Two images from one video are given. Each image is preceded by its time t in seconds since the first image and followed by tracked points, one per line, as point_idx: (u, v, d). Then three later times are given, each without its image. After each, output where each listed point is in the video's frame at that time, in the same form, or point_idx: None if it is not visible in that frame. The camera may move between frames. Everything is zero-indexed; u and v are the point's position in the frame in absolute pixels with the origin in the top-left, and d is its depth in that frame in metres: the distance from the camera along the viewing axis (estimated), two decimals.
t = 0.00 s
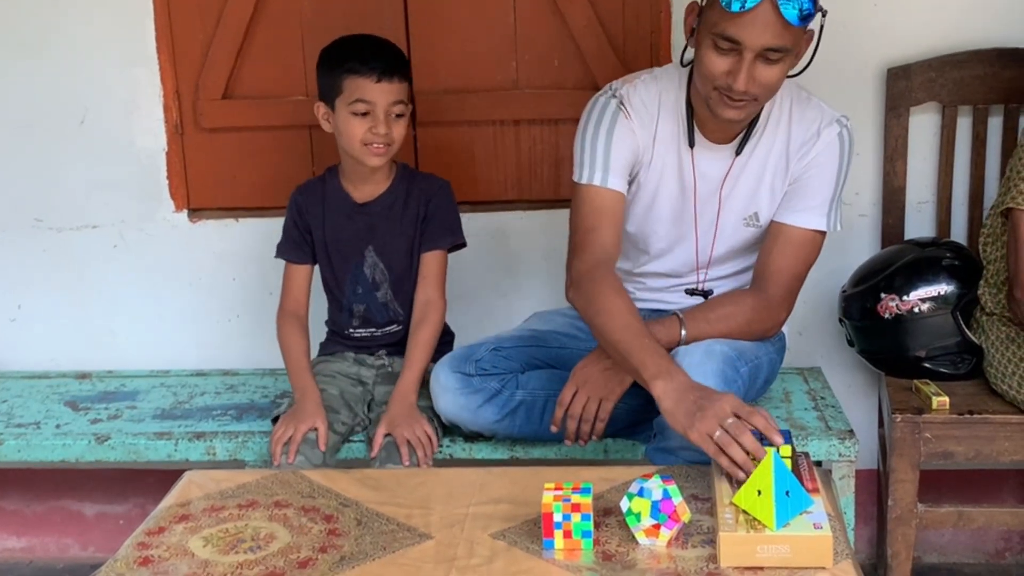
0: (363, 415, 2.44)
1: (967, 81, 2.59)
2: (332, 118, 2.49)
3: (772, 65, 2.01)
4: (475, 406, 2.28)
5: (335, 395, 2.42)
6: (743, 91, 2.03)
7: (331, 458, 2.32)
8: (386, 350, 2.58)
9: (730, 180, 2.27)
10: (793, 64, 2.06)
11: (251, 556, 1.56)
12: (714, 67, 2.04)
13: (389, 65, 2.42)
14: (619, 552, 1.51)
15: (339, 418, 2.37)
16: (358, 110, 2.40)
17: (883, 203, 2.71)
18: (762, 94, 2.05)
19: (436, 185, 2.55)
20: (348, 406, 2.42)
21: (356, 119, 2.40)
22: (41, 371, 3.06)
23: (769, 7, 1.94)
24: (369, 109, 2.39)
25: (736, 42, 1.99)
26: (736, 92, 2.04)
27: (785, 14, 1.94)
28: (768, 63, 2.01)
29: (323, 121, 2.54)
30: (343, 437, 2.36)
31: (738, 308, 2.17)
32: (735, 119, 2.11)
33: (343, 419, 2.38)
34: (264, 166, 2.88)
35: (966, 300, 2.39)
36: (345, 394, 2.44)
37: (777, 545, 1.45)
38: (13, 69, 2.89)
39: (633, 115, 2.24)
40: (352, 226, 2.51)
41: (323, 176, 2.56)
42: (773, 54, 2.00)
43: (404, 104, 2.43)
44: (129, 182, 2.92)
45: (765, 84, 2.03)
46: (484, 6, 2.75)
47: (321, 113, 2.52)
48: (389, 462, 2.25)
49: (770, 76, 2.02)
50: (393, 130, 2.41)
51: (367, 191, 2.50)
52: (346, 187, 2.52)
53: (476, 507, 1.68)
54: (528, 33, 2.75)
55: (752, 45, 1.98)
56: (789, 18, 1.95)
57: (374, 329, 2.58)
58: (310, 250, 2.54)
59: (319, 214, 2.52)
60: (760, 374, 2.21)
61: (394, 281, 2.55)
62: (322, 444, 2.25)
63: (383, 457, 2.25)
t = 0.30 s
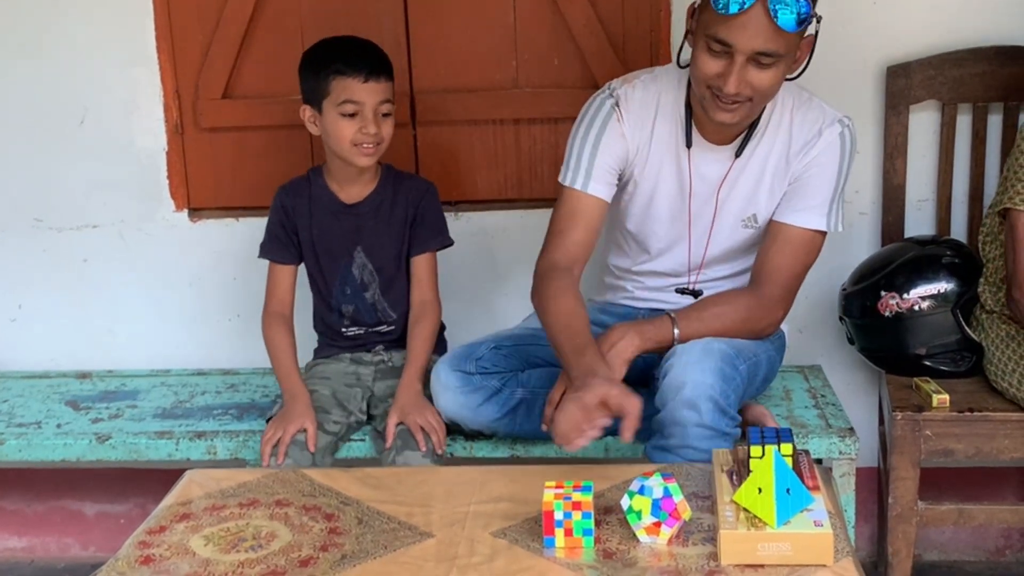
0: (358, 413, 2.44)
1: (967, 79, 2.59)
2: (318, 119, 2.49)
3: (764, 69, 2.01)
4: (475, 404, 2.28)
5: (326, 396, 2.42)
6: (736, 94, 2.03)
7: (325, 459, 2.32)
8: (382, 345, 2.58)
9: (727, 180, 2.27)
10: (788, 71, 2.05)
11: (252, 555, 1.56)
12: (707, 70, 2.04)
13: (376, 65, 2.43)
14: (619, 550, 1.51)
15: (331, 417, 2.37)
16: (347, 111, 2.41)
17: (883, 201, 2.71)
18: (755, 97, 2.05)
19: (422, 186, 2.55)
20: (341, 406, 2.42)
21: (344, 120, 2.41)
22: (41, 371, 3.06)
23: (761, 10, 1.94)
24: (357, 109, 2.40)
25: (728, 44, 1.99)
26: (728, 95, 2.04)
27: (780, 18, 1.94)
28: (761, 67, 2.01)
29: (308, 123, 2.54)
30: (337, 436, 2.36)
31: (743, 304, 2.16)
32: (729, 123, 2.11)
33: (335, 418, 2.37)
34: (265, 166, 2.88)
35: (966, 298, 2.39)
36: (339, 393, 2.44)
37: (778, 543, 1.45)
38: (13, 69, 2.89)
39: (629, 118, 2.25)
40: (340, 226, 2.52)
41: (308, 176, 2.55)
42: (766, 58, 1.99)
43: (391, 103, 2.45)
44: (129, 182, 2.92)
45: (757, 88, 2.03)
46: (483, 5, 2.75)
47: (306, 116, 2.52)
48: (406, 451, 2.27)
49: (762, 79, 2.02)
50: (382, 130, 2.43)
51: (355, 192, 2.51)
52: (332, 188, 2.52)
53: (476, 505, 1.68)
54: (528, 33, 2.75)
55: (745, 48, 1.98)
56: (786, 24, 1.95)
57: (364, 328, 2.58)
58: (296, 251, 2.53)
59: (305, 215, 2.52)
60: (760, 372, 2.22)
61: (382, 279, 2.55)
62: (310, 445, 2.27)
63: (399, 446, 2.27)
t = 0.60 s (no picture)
0: (354, 411, 2.44)
1: (969, 78, 2.59)
2: (317, 118, 2.49)
3: (747, 70, 1.99)
4: (478, 403, 2.29)
5: (322, 395, 2.43)
6: (720, 96, 2.02)
7: (323, 456, 2.33)
8: (384, 344, 2.59)
9: (725, 182, 2.26)
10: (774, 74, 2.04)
11: (255, 552, 1.56)
12: (691, 72, 2.04)
13: (373, 61, 2.44)
14: (622, 548, 1.52)
15: (325, 416, 2.38)
16: (346, 107, 2.41)
17: (886, 200, 2.71)
18: (740, 100, 2.04)
19: (424, 184, 2.55)
20: (337, 404, 2.43)
21: (343, 117, 2.42)
22: (44, 369, 3.07)
23: (744, 11, 1.93)
24: (355, 106, 2.41)
25: (710, 45, 1.98)
26: (711, 97, 2.02)
27: (764, 19, 1.94)
28: (744, 69, 2.00)
29: (308, 123, 2.55)
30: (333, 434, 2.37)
31: (745, 303, 2.16)
32: (716, 126, 2.11)
33: (330, 416, 2.39)
34: (268, 164, 2.89)
35: (969, 297, 2.38)
36: (336, 392, 2.45)
37: (781, 542, 1.45)
38: (16, 68, 2.89)
39: (624, 128, 2.25)
40: (340, 225, 2.52)
41: (308, 173, 2.55)
42: (749, 60, 1.98)
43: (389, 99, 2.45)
44: (132, 180, 2.93)
45: (742, 91, 2.02)
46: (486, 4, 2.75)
47: (306, 115, 2.53)
48: (407, 453, 2.27)
49: (745, 81, 2.01)
50: (381, 126, 2.43)
51: (355, 190, 2.51)
52: (333, 186, 2.53)
53: (479, 504, 1.68)
54: (530, 32, 2.75)
55: (727, 48, 1.96)
56: (770, 26, 1.95)
57: (367, 326, 2.58)
58: (295, 248, 2.54)
59: (305, 214, 2.52)
60: (763, 370, 2.22)
61: (383, 277, 2.54)
62: (305, 445, 2.28)
63: (399, 447, 2.27)
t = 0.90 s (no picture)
0: (355, 408, 2.46)
1: (974, 78, 2.59)
2: (331, 116, 2.50)
3: (706, 60, 2.02)
4: (481, 402, 2.29)
5: (323, 392, 2.44)
6: (680, 87, 2.05)
7: (324, 447, 2.32)
8: (391, 345, 2.59)
9: (708, 179, 2.27)
10: (736, 64, 2.07)
11: (260, 550, 1.57)
12: (653, 64, 2.07)
13: (386, 57, 2.45)
14: (625, 548, 1.52)
15: (326, 411, 2.38)
16: (359, 105, 2.42)
17: (890, 200, 2.71)
18: (701, 92, 2.06)
19: (436, 183, 2.55)
20: (338, 401, 2.43)
21: (356, 114, 2.42)
22: (49, 368, 3.07)
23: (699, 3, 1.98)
24: (368, 103, 2.41)
25: (670, 36, 2.01)
26: (673, 88, 2.05)
27: (716, 8, 1.97)
28: (703, 59, 2.03)
29: (323, 121, 2.56)
30: (334, 429, 2.37)
31: (745, 302, 2.15)
32: (681, 119, 2.11)
33: (330, 412, 2.39)
34: (273, 164, 2.89)
35: (973, 298, 2.38)
36: (338, 390, 2.46)
37: (784, 541, 1.45)
38: (22, 66, 2.90)
39: (600, 130, 2.32)
40: (351, 221, 2.53)
41: (324, 171, 2.57)
42: (707, 49, 2.01)
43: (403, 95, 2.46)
44: (137, 179, 2.93)
45: (701, 80, 2.04)
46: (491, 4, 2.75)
47: (321, 113, 2.54)
48: (406, 458, 2.26)
49: (704, 71, 2.04)
50: (395, 122, 2.44)
51: (368, 188, 2.52)
52: (347, 183, 2.54)
53: (483, 503, 1.69)
54: (535, 32, 2.75)
55: (685, 38, 2.00)
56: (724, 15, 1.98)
57: (375, 326, 2.58)
58: (307, 245, 2.56)
59: (318, 212, 2.54)
60: (766, 368, 2.22)
61: (394, 275, 2.55)
62: (304, 436, 2.28)
63: (400, 451, 2.26)
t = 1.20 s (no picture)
0: (361, 408, 2.45)
1: (976, 79, 2.58)
2: (342, 112, 2.51)
3: (654, 44, 2.10)
4: (482, 402, 2.29)
5: (329, 392, 2.43)
6: (632, 72, 2.13)
7: (330, 449, 2.33)
8: (394, 345, 2.59)
9: (682, 170, 2.32)
10: (686, 48, 2.14)
11: (260, 549, 1.57)
12: (605, 54, 2.15)
13: (397, 54, 2.47)
14: (626, 548, 1.52)
15: (333, 412, 2.38)
16: (372, 99, 2.44)
17: (892, 200, 2.70)
18: (654, 76, 2.14)
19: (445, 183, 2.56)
20: (345, 401, 2.43)
21: (369, 108, 2.44)
22: (50, 367, 3.07)
23: None
24: (381, 96, 2.44)
25: (617, 24, 2.10)
26: (624, 74, 2.13)
27: None
28: (651, 44, 2.10)
29: (332, 117, 2.56)
30: (340, 430, 2.38)
31: (746, 301, 2.15)
32: (639, 107, 2.18)
33: (336, 412, 2.39)
34: (275, 163, 2.89)
35: (975, 298, 2.38)
36: (344, 390, 2.45)
37: (785, 541, 1.45)
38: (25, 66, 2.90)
39: (575, 125, 2.42)
40: (362, 219, 2.53)
41: (333, 170, 2.57)
42: (652, 34, 2.09)
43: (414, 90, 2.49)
44: (138, 178, 2.93)
45: (651, 65, 2.12)
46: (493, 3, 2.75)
47: (330, 109, 2.55)
48: (411, 454, 2.26)
49: (654, 56, 2.11)
50: (406, 116, 2.46)
51: (378, 185, 2.53)
52: (357, 181, 2.54)
53: (484, 502, 1.69)
54: (537, 32, 2.75)
55: (630, 24, 2.08)
56: None
57: (382, 325, 2.58)
58: (315, 242, 2.56)
59: (328, 210, 2.54)
60: (763, 366, 2.22)
61: (404, 274, 2.55)
62: (311, 438, 2.28)
63: (404, 447, 2.26)
